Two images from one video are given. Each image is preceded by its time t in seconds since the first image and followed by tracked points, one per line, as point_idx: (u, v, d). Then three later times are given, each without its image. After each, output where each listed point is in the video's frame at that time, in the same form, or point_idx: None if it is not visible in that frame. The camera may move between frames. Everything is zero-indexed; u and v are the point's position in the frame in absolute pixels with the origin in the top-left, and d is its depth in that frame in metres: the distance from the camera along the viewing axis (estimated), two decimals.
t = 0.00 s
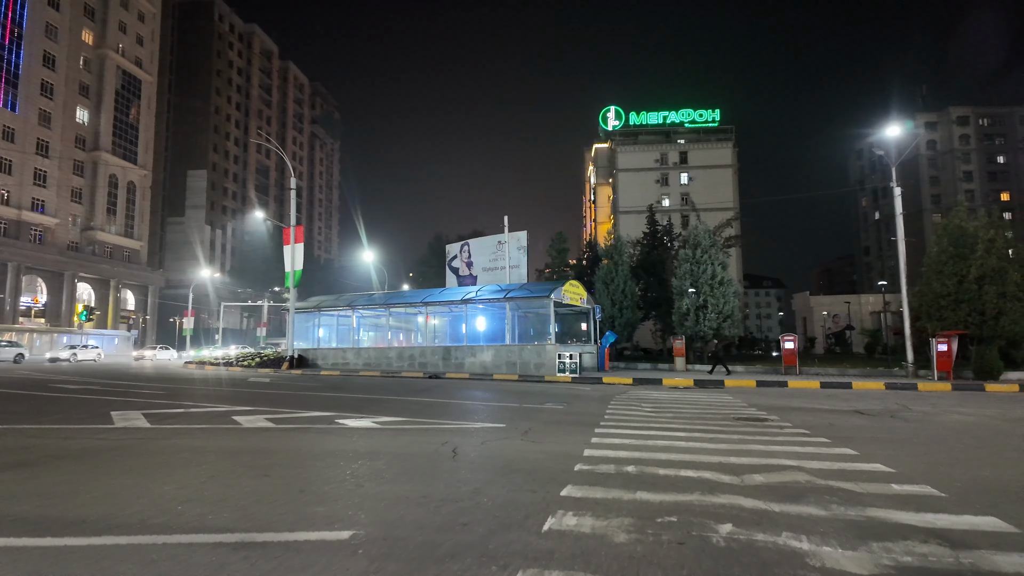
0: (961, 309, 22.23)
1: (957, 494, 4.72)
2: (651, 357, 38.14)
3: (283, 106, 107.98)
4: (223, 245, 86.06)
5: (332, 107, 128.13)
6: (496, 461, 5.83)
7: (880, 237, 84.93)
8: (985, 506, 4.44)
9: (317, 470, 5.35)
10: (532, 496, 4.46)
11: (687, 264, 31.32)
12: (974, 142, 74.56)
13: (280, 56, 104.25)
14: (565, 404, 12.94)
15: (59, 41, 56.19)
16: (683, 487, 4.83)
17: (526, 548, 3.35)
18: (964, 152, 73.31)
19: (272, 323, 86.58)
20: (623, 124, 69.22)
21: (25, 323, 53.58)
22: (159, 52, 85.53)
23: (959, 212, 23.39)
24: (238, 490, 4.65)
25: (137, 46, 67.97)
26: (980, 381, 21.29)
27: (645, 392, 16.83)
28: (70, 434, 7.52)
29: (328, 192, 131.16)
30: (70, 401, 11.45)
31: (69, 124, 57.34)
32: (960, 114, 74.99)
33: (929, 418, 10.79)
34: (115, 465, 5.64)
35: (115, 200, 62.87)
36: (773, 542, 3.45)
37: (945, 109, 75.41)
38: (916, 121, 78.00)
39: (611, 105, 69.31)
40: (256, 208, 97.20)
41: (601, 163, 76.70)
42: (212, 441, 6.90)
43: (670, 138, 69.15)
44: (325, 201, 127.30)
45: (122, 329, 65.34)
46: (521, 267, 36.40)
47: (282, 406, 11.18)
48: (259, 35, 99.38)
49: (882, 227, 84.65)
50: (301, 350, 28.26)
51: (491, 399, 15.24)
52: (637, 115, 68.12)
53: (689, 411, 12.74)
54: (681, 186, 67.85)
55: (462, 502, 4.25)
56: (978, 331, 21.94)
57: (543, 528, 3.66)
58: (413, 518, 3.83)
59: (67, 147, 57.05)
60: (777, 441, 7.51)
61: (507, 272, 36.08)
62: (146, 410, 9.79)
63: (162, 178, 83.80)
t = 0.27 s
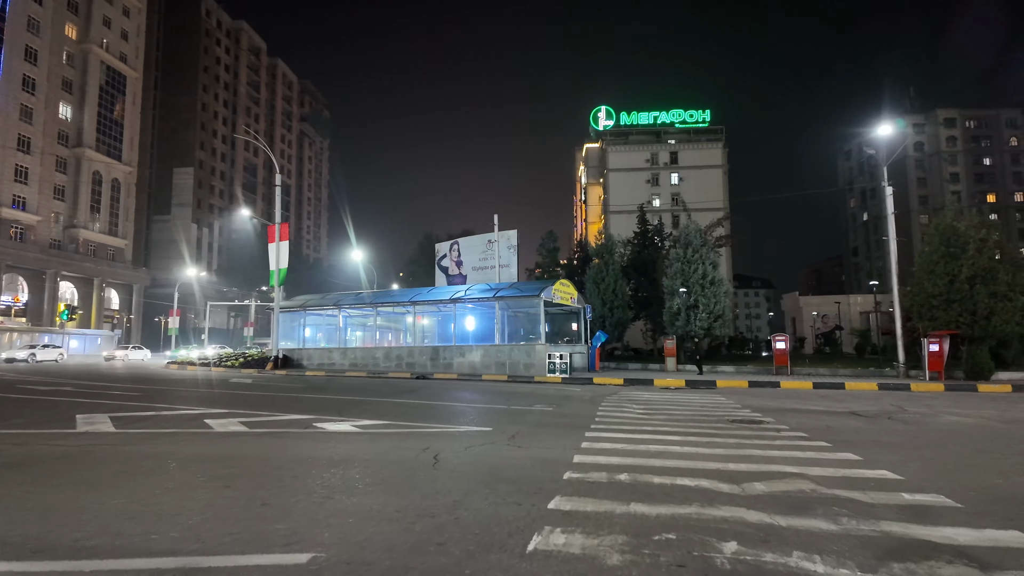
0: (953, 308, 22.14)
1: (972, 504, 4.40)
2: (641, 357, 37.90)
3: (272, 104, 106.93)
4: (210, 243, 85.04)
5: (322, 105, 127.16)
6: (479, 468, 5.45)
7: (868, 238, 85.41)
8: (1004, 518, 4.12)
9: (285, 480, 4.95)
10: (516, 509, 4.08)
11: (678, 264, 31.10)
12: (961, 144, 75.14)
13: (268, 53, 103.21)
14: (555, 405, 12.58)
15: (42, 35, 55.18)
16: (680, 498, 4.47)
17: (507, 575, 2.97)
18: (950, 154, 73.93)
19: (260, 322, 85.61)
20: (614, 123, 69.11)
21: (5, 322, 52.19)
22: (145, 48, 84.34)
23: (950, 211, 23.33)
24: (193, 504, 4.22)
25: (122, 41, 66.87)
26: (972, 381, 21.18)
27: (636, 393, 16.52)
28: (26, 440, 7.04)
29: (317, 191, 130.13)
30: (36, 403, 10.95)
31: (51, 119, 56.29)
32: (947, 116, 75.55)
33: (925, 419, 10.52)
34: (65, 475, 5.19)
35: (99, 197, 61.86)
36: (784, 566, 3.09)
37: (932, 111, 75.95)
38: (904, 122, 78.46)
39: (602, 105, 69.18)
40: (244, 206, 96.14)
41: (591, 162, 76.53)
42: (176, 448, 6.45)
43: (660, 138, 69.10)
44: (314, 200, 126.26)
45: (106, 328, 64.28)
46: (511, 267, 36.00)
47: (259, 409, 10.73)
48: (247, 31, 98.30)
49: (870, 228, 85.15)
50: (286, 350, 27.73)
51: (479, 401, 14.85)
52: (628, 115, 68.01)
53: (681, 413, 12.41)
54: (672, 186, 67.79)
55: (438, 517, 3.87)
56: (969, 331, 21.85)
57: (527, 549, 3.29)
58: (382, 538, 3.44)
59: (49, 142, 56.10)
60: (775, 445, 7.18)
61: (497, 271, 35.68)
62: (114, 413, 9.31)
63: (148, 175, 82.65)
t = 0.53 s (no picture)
0: (948, 311, 21.95)
1: (989, 518, 4.09)
2: (635, 360, 37.63)
3: (264, 105, 106.26)
4: (201, 245, 84.26)
5: (314, 107, 126.59)
6: (460, 479, 5.09)
7: (861, 241, 85.58)
8: None
9: (251, 493, 4.58)
10: (497, 526, 3.73)
11: (671, 266, 30.86)
12: (952, 148, 75.45)
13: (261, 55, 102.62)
14: (545, 409, 12.26)
15: (29, 35, 54.49)
16: (675, 513, 4.14)
17: None
18: (941, 158, 74.26)
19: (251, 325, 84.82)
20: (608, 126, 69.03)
21: None
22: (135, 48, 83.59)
23: (945, 213, 23.17)
24: (141, 522, 3.85)
25: (112, 41, 66.07)
26: (967, 384, 20.99)
27: (629, 396, 16.21)
28: None
29: (310, 193, 129.43)
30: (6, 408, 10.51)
31: (38, 119, 55.53)
32: (939, 120, 75.86)
33: (924, 423, 10.27)
34: (11, 487, 4.79)
35: (87, 199, 61.07)
36: None
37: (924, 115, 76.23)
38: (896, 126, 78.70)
39: (596, 107, 69.10)
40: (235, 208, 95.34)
41: (585, 165, 76.33)
42: (138, 457, 6.05)
43: (654, 141, 69.00)
44: (306, 202, 125.57)
45: (93, 331, 63.39)
46: (503, 269, 35.65)
47: (238, 414, 10.32)
48: (239, 32, 97.64)
49: (863, 231, 85.35)
50: (274, 353, 27.27)
51: (468, 404, 14.48)
52: (622, 118, 67.91)
53: (676, 417, 12.07)
54: (665, 189, 67.66)
55: (409, 536, 3.51)
56: (965, 334, 21.70)
57: None
58: (341, 563, 3.08)
59: (37, 143, 55.37)
60: (774, 452, 6.85)
61: (489, 273, 35.33)
62: (84, 419, 8.90)
63: (138, 177, 81.78)
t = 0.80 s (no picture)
0: (927, 311, 22.06)
1: (990, 528, 3.83)
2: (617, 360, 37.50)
3: (243, 102, 104.57)
4: (177, 244, 82.60)
5: (295, 104, 124.94)
6: (426, 487, 4.73)
7: (839, 243, 86.65)
8: None
9: (194, 506, 4.16)
10: (459, 542, 3.37)
11: (653, 266, 30.73)
12: (927, 152, 76.71)
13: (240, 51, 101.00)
14: (524, 411, 11.92)
15: None
16: (657, 523, 3.81)
17: None
18: (917, 162, 75.51)
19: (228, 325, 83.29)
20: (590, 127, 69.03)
21: None
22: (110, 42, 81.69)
23: (924, 214, 23.30)
24: (59, 543, 3.42)
25: (85, 34, 64.33)
26: (945, 384, 21.10)
27: (610, 397, 15.93)
28: None
29: (290, 192, 127.72)
30: None
31: (7, 113, 53.88)
32: (915, 124, 77.07)
33: (907, 423, 10.12)
34: None
35: (58, 196, 59.43)
36: None
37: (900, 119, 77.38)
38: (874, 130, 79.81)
39: (579, 108, 69.05)
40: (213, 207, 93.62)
41: (568, 166, 76.24)
42: (78, 464, 5.58)
43: (636, 142, 69.11)
44: (285, 201, 123.86)
45: (64, 331, 61.66)
46: (485, 268, 35.26)
47: (200, 416, 9.82)
48: (218, 28, 95.94)
49: (841, 233, 86.44)
50: (248, 354, 26.59)
51: (445, 406, 14.08)
52: (604, 119, 67.96)
53: (656, 417, 11.79)
54: (647, 190, 67.79)
55: (357, 557, 3.12)
56: (943, 334, 21.83)
57: None
58: None
59: (6, 138, 53.73)
60: (758, 454, 6.57)
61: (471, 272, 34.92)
62: (30, 423, 8.35)
63: (112, 174, 79.85)
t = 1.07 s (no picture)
0: (916, 314, 21.95)
1: (1017, 555, 3.49)
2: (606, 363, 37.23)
3: (229, 102, 103.41)
4: (161, 244, 81.38)
5: (282, 104, 123.78)
6: (399, 508, 4.33)
7: (825, 246, 87.23)
8: None
9: (138, 532, 3.73)
10: None
11: (642, 268, 30.49)
12: (913, 157, 77.39)
13: (226, 50, 99.86)
14: (509, 417, 11.55)
15: None
16: (652, 553, 3.43)
17: None
18: (902, 166, 76.14)
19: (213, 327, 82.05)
20: (580, 129, 68.88)
21: None
22: (93, 39, 80.39)
23: (913, 216, 23.22)
24: None
25: (66, 31, 63.10)
26: (934, 388, 21.01)
27: (599, 402, 15.57)
28: None
29: (277, 192, 126.56)
30: None
31: None
32: (900, 129, 77.78)
33: (902, 429, 9.86)
34: None
35: (38, 195, 58.18)
36: None
37: (886, 124, 78.04)
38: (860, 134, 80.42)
39: (568, 110, 68.88)
40: (198, 207, 92.34)
41: (557, 168, 76.03)
42: (22, 482, 5.12)
43: (625, 145, 69.02)
44: (272, 201, 122.73)
45: (43, 333, 60.35)
46: (473, 270, 34.80)
47: (170, 424, 9.34)
48: (204, 26, 94.78)
49: (827, 237, 86.96)
50: (229, 357, 25.97)
51: (429, 411, 13.66)
52: (594, 121, 67.84)
53: (647, 424, 11.43)
54: (636, 193, 67.73)
55: None
56: (932, 337, 21.74)
57: None
58: None
59: None
60: (755, 466, 6.23)
61: (458, 274, 34.48)
62: None
63: (94, 173, 78.51)
